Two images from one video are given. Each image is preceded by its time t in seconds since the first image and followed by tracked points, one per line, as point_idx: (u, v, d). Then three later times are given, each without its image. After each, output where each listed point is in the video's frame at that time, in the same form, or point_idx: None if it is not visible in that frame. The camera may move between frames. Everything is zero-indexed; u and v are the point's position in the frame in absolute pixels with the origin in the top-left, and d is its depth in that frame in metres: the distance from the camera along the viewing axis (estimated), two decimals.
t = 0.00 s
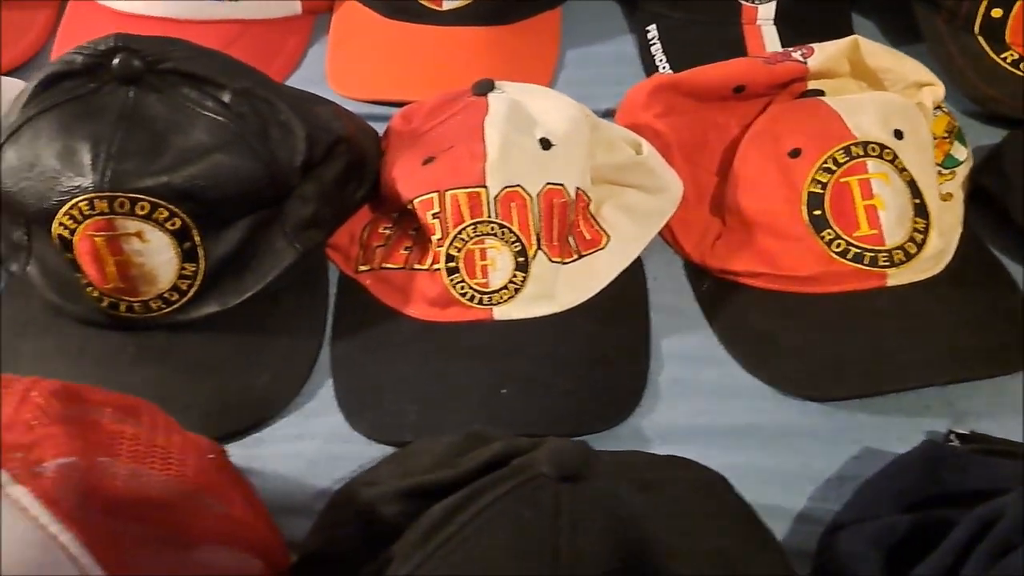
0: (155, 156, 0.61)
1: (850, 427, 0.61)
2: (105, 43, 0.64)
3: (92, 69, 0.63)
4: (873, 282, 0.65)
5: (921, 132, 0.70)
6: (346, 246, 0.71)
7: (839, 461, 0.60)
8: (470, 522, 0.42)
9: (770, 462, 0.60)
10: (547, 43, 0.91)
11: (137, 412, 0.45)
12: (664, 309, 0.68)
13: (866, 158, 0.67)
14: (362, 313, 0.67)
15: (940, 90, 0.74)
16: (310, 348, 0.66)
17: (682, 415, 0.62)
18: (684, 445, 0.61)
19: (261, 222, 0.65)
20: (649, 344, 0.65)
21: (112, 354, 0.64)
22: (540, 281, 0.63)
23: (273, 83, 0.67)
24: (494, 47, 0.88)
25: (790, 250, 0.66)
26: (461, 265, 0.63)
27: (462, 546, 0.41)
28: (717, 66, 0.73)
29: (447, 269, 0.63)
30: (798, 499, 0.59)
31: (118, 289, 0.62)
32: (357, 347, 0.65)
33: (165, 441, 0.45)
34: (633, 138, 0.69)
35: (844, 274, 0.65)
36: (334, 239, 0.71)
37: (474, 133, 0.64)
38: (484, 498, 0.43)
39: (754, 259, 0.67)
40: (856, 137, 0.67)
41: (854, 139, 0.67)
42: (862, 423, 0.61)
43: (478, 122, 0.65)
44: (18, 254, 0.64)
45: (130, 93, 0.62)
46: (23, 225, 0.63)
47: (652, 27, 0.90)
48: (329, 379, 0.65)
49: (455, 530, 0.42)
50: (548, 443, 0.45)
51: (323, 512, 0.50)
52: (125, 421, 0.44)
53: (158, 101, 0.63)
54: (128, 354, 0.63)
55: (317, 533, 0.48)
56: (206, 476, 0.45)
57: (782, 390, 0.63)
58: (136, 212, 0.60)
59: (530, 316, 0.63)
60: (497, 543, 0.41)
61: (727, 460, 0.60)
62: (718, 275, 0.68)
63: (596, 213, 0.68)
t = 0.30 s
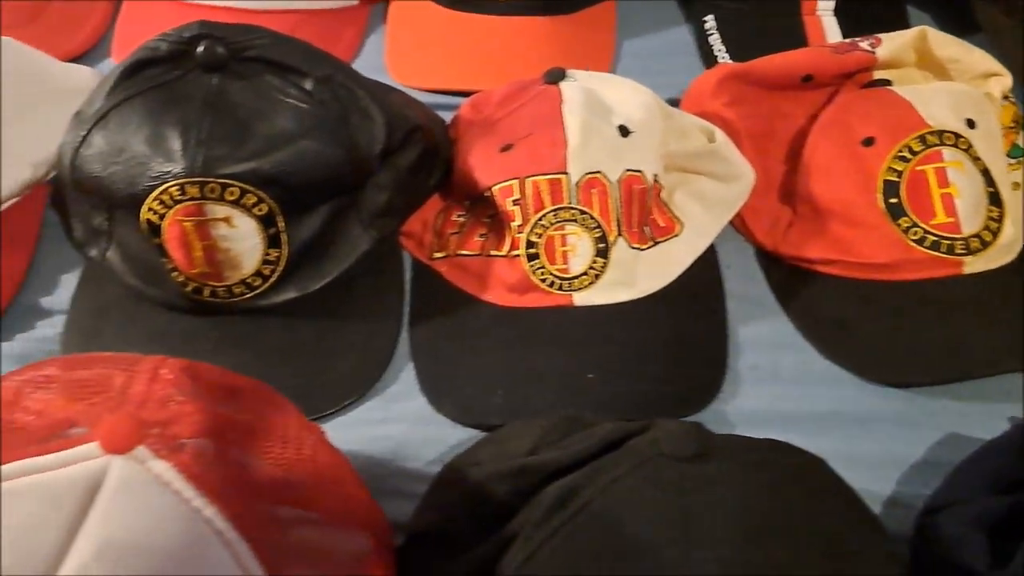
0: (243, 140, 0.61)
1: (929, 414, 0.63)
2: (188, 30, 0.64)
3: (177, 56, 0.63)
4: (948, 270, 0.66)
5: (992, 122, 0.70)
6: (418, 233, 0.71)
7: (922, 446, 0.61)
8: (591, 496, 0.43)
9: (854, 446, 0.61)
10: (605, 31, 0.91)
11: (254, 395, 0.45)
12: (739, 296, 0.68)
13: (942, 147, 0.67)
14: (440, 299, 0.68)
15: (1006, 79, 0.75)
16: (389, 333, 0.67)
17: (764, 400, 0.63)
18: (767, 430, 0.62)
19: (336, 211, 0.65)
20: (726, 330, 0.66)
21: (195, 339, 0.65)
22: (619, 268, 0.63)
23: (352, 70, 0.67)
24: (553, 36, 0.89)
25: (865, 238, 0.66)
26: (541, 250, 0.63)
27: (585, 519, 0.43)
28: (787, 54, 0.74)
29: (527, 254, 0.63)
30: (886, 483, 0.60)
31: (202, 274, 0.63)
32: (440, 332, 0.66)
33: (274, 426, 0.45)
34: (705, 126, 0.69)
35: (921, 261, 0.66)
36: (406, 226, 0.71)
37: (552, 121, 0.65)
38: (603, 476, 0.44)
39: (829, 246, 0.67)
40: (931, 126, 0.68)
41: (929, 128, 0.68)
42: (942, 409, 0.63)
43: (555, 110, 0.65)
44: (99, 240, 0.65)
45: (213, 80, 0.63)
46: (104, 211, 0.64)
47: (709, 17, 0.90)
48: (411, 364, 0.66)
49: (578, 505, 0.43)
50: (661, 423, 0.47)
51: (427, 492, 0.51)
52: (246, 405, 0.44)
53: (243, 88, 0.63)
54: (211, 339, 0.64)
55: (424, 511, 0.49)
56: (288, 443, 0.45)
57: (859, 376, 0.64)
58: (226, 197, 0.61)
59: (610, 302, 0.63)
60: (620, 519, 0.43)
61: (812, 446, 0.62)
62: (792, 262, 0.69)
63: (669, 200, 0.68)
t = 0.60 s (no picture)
0: (314, 128, 0.62)
1: (1002, 404, 0.63)
2: (260, 18, 0.65)
3: (247, 43, 0.64)
4: (1016, 261, 0.65)
5: None
6: (480, 221, 0.71)
7: (997, 435, 0.61)
8: (690, 476, 0.45)
9: (925, 435, 0.62)
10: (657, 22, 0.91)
11: (353, 379, 0.46)
12: (803, 286, 0.69)
13: (1008, 138, 0.66)
14: (505, 287, 0.68)
15: None
16: (455, 320, 0.67)
17: (833, 389, 0.64)
18: (837, 419, 0.63)
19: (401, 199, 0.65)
20: (793, 320, 0.67)
21: (265, 323, 0.65)
22: (688, 257, 0.64)
23: (419, 59, 0.67)
24: (606, 27, 0.89)
25: (928, 230, 0.66)
26: (610, 238, 0.63)
27: (682, 497, 0.45)
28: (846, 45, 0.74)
29: (596, 242, 0.64)
30: (962, 472, 0.60)
31: (271, 260, 0.63)
32: (508, 320, 0.66)
33: (372, 411, 0.45)
34: (770, 115, 0.69)
35: (988, 253, 0.66)
36: (468, 215, 0.71)
37: (619, 110, 0.65)
38: (702, 459, 0.45)
39: (893, 237, 0.68)
40: (996, 118, 0.67)
41: (994, 120, 0.67)
42: (1014, 399, 0.63)
43: (623, 99, 0.66)
44: (166, 226, 0.66)
45: (284, 67, 0.64)
46: (171, 196, 0.65)
47: (760, 9, 0.90)
48: (475, 350, 0.67)
49: (673, 484, 0.45)
50: (753, 411, 0.48)
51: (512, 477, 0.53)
52: (342, 384, 0.45)
53: (313, 75, 0.64)
54: (280, 324, 0.65)
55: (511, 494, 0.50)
56: (375, 429, 0.44)
57: (928, 366, 0.64)
58: (300, 183, 0.61)
59: (678, 291, 0.64)
60: (714, 504, 0.44)
61: (881, 432, 0.62)
62: (855, 252, 0.69)
63: (733, 190, 0.68)
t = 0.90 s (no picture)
0: (394, 118, 0.61)
1: None
2: (337, 8, 0.65)
3: (326, 32, 0.64)
4: None
5: None
6: (549, 214, 0.71)
7: None
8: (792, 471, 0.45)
9: (1007, 433, 0.62)
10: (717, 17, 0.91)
11: (454, 368, 0.46)
12: (879, 282, 0.69)
13: None
14: (577, 280, 0.67)
15: None
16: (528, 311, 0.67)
17: (914, 386, 0.64)
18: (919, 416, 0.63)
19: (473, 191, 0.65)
20: (871, 316, 0.66)
21: (339, 313, 0.65)
22: (767, 252, 0.64)
23: (494, 49, 0.67)
24: (663, 28, 0.90)
25: (1007, 227, 0.65)
26: (689, 231, 0.63)
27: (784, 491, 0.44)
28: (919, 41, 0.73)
29: (675, 236, 0.63)
30: None
31: (349, 250, 0.63)
32: (582, 313, 0.66)
33: (471, 400, 0.45)
34: (846, 112, 0.69)
35: None
36: (537, 207, 0.71)
37: (697, 103, 0.65)
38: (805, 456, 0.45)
39: (972, 236, 0.67)
40: None
41: None
42: None
43: (700, 91, 0.65)
44: (239, 214, 0.66)
45: (363, 57, 0.64)
46: (245, 184, 0.65)
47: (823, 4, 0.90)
48: (549, 344, 0.66)
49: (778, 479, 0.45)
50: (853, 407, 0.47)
51: (603, 469, 0.53)
52: (443, 373, 0.44)
53: (392, 65, 0.64)
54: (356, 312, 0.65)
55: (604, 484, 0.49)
56: (479, 414, 0.44)
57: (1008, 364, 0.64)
58: (381, 173, 0.61)
59: (756, 286, 0.63)
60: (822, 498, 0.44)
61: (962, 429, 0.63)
62: (932, 250, 0.68)
63: (807, 186, 0.68)
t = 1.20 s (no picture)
0: (492, 114, 0.61)
1: None
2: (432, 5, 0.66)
3: (422, 30, 0.64)
4: None
5: None
6: (637, 212, 0.70)
7: None
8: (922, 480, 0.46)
9: None
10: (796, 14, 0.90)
11: (575, 365, 0.46)
12: (976, 283, 0.68)
13: None
14: (671, 280, 0.67)
15: None
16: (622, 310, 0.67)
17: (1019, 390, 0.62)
18: None
19: (568, 187, 0.64)
20: (969, 318, 0.65)
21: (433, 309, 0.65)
22: (871, 251, 0.63)
23: (587, 47, 0.67)
24: (743, 26, 0.88)
25: None
26: (789, 232, 0.63)
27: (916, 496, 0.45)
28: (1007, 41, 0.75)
29: (774, 235, 0.63)
30: None
31: (445, 247, 0.63)
32: (676, 313, 0.66)
33: (596, 397, 0.44)
34: (940, 111, 0.69)
35: None
36: (625, 205, 0.70)
37: (795, 102, 0.64)
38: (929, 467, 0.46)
39: None
40: None
41: None
42: None
43: (797, 90, 0.65)
44: (331, 211, 0.66)
45: (460, 54, 0.64)
46: (338, 180, 0.65)
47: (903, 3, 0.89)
48: (644, 344, 0.66)
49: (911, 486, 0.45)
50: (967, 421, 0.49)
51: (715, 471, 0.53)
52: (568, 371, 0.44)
53: (488, 62, 0.64)
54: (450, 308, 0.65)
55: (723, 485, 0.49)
56: (604, 411, 0.44)
57: None
58: (480, 169, 0.61)
59: (856, 285, 0.63)
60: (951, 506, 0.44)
61: None
62: None
63: (903, 184, 0.67)
